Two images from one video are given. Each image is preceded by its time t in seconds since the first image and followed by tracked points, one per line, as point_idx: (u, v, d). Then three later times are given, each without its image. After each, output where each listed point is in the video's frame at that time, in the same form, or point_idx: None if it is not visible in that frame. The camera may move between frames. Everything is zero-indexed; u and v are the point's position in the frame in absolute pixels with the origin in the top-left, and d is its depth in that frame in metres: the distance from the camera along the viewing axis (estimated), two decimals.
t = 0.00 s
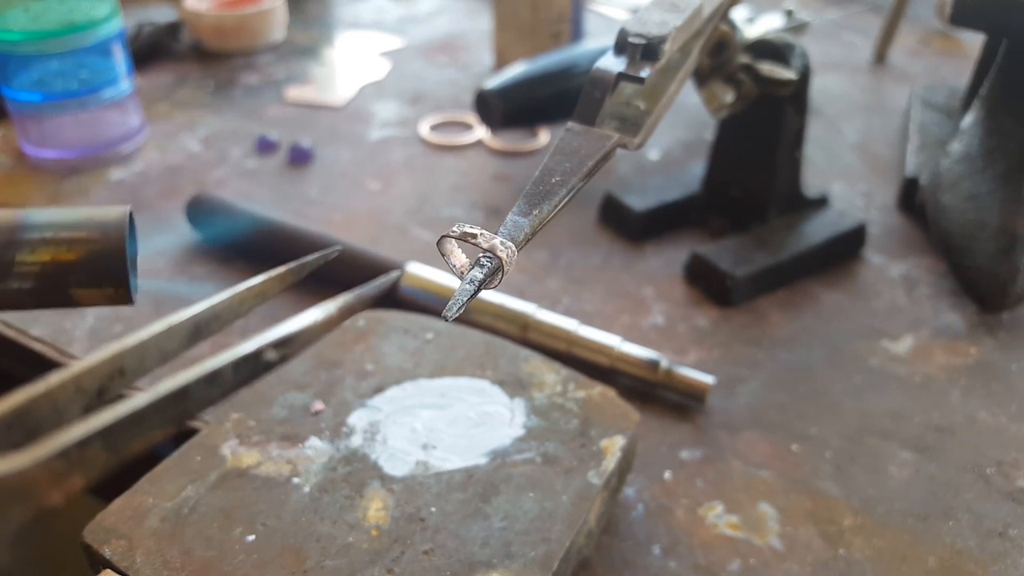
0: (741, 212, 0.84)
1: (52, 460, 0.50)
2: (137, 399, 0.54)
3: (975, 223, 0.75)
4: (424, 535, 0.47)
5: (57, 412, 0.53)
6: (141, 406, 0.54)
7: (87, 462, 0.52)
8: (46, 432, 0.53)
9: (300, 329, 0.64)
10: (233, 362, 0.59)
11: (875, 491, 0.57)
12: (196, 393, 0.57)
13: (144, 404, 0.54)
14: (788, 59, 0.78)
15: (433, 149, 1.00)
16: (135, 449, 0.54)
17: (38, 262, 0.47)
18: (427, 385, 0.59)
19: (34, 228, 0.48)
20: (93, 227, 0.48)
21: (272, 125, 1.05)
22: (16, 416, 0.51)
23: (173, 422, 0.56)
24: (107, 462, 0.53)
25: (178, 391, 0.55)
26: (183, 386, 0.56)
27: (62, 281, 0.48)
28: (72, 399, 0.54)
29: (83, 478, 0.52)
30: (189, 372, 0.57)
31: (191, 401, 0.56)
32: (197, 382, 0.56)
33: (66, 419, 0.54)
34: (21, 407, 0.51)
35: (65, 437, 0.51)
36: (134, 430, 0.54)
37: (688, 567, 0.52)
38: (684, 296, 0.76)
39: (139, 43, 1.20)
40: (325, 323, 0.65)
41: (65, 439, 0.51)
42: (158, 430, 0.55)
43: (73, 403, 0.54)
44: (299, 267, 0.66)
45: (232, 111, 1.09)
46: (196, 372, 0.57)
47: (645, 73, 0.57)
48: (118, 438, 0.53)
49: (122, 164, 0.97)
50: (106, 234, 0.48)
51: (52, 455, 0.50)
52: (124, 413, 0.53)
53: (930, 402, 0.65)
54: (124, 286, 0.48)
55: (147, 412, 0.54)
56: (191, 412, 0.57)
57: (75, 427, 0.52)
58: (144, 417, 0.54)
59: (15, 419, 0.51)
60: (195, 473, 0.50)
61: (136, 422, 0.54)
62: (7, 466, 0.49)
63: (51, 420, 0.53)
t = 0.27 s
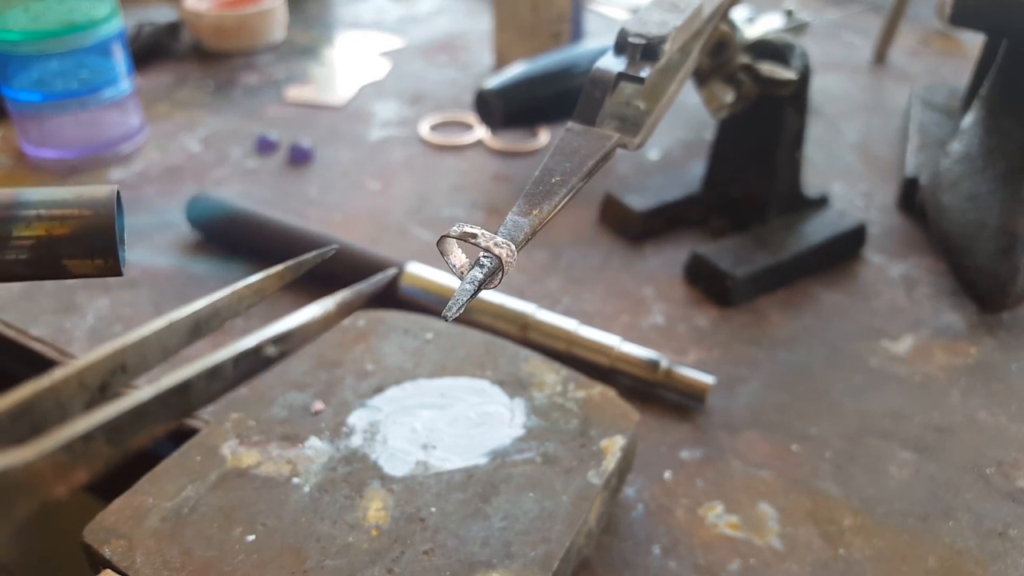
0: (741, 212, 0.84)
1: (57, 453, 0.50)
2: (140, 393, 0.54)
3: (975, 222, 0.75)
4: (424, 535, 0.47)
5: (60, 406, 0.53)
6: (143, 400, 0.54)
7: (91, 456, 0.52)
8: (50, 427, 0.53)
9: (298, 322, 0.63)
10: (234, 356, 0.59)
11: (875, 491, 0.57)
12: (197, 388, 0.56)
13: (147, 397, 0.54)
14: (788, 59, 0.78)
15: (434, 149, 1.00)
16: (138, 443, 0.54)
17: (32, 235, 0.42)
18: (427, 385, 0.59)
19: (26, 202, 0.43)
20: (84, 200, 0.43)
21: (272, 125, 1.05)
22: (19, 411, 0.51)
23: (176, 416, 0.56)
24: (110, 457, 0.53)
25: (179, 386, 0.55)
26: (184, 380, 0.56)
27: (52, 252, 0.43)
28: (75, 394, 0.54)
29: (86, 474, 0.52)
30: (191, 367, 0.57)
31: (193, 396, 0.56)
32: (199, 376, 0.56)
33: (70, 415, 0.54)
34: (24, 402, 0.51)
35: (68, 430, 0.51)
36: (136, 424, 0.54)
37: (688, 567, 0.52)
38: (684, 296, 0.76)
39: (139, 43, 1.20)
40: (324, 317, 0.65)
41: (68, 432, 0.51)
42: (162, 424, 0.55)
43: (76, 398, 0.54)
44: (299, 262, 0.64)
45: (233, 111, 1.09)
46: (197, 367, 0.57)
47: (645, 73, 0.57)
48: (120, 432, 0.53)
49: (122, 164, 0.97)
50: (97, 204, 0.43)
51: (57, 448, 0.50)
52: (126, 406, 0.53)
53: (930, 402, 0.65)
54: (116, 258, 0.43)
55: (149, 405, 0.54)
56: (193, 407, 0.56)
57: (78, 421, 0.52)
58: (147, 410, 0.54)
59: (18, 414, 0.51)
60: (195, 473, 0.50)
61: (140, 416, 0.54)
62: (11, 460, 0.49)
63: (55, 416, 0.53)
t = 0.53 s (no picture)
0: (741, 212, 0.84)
1: (51, 453, 0.49)
2: (136, 392, 0.54)
3: (975, 223, 0.75)
4: (424, 535, 0.47)
5: (54, 405, 0.53)
6: (138, 400, 0.53)
7: (86, 456, 0.51)
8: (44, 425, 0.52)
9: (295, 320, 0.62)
10: (230, 355, 0.58)
11: (875, 491, 0.57)
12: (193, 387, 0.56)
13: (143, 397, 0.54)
14: (788, 59, 0.78)
15: (434, 149, 1.00)
16: (134, 442, 0.54)
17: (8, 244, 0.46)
18: (427, 385, 0.59)
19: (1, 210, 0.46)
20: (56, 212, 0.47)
21: (272, 125, 1.05)
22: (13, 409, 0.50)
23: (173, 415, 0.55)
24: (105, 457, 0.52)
25: (176, 385, 0.55)
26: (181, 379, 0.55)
27: (27, 261, 0.47)
28: (69, 393, 0.53)
29: (81, 474, 0.51)
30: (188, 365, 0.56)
31: (189, 394, 0.56)
32: (196, 374, 0.56)
33: (64, 414, 0.53)
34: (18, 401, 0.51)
35: (63, 430, 0.50)
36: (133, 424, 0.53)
37: (688, 567, 0.52)
38: (684, 296, 0.76)
39: (139, 43, 1.20)
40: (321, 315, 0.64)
41: (63, 432, 0.50)
42: (158, 423, 0.55)
43: (71, 396, 0.54)
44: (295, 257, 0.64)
45: (232, 111, 1.09)
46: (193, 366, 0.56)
47: (645, 73, 0.57)
48: (117, 432, 0.52)
49: (122, 164, 0.97)
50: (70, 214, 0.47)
51: (51, 449, 0.49)
52: (122, 406, 0.53)
53: (930, 402, 0.65)
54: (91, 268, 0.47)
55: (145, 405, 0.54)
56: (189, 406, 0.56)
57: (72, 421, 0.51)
58: (144, 410, 0.54)
59: (12, 413, 0.50)
60: (195, 473, 0.50)
61: (136, 416, 0.53)
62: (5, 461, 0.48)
63: (49, 414, 0.53)
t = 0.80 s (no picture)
0: (741, 212, 0.84)
1: (46, 450, 0.50)
2: (130, 388, 0.54)
3: (975, 223, 0.75)
4: (424, 535, 0.47)
5: (48, 401, 0.53)
6: (133, 396, 0.54)
7: (81, 453, 0.52)
8: (38, 421, 0.52)
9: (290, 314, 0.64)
10: (227, 349, 0.59)
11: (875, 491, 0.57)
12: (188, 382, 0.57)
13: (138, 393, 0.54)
14: (788, 59, 0.78)
15: (434, 149, 1.00)
16: (128, 438, 0.54)
17: None
18: (427, 385, 0.59)
19: None
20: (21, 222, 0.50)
21: (272, 125, 1.05)
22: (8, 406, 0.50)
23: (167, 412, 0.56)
24: (100, 454, 0.53)
25: (171, 381, 0.56)
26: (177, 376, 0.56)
27: None
28: (62, 388, 0.53)
29: (75, 470, 0.52)
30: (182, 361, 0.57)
31: (184, 390, 0.57)
32: (190, 371, 0.57)
33: (57, 409, 0.53)
34: (13, 397, 0.51)
35: (57, 427, 0.51)
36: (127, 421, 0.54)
37: (688, 567, 0.52)
38: (684, 296, 0.76)
39: (139, 43, 1.20)
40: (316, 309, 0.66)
41: (59, 428, 0.51)
42: (152, 420, 0.56)
43: (64, 393, 0.54)
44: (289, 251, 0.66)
45: (232, 111, 1.09)
46: (188, 362, 0.57)
47: (645, 73, 0.57)
48: (112, 429, 0.53)
49: (122, 164, 0.97)
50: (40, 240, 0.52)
51: (45, 446, 0.50)
52: (118, 402, 0.53)
53: (930, 402, 0.65)
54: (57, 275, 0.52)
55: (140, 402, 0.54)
56: (183, 401, 0.57)
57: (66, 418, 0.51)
58: (139, 407, 0.54)
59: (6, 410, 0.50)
60: (195, 473, 0.50)
61: (131, 412, 0.54)
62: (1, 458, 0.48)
63: (43, 410, 0.52)
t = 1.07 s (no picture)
0: (741, 212, 0.84)
1: (42, 444, 0.49)
2: (126, 382, 0.54)
3: (975, 223, 0.75)
4: (424, 535, 0.47)
5: (43, 395, 0.52)
6: (129, 390, 0.53)
7: (76, 448, 0.51)
8: (33, 416, 0.52)
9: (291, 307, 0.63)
10: (225, 343, 0.59)
11: (875, 491, 0.57)
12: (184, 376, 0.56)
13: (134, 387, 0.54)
14: (788, 59, 0.78)
15: (434, 149, 1.00)
16: (124, 432, 0.54)
17: None
18: (427, 385, 0.59)
19: None
20: None
21: (272, 125, 1.05)
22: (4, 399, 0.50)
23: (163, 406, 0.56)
24: (95, 449, 0.52)
25: (167, 374, 0.55)
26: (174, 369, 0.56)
27: None
28: (57, 382, 0.53)
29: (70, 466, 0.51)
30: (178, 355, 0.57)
31: (180, 383, 0.56)
32: (188, 364, 0.56)
33: (54, 403, 0.53)
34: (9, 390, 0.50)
35: (53, 421, 0.50)
36: (123, 415, 0.54)
37: (688, 567, 0.52)
38: (684, 296, 0.76)
39: (139, 43, 1.20)
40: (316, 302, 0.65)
41: (54, 422, 0.50)
42: (148, 415, 0.55)
43: (59, 387, 0.53)
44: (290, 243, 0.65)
45: (232, 111, 1.09)
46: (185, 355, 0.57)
47: (645, 73, 0.57)
48: (108, 423, 0.53)
49: (123, 164, 0.97)
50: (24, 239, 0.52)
51: (42, 440, 0.49)
52: (115, 395, 0.53)
53: (930, 402, 0.65)
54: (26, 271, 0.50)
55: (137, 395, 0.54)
56: (180, 395, 0.57)
57: (62, 411, 0.51)
58: (135, 400, 0.54)
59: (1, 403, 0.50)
60: (195, 473, 0.50)
61: (127, 406, 0.54)
62: None
63: (38, 404, 0.52)
